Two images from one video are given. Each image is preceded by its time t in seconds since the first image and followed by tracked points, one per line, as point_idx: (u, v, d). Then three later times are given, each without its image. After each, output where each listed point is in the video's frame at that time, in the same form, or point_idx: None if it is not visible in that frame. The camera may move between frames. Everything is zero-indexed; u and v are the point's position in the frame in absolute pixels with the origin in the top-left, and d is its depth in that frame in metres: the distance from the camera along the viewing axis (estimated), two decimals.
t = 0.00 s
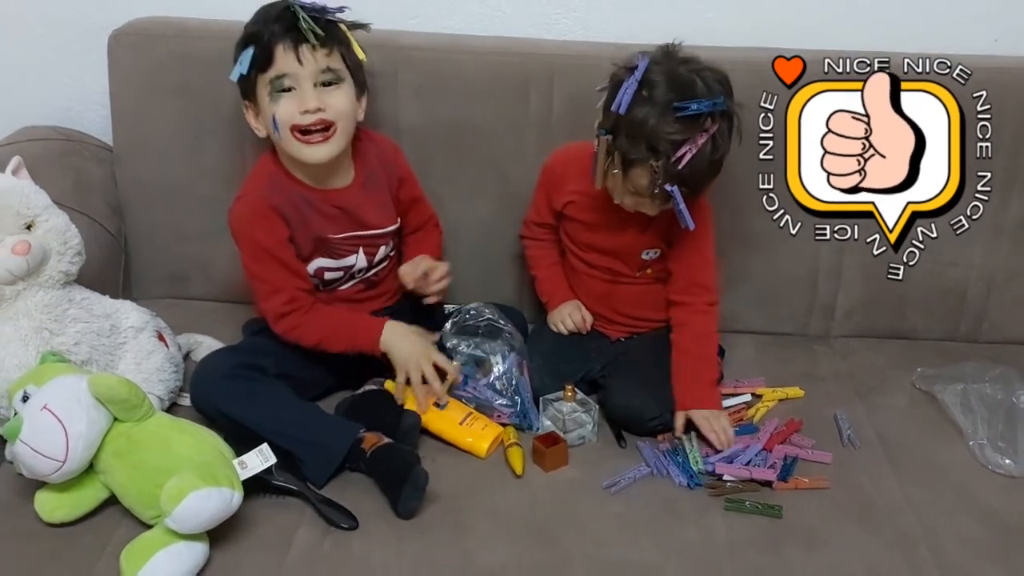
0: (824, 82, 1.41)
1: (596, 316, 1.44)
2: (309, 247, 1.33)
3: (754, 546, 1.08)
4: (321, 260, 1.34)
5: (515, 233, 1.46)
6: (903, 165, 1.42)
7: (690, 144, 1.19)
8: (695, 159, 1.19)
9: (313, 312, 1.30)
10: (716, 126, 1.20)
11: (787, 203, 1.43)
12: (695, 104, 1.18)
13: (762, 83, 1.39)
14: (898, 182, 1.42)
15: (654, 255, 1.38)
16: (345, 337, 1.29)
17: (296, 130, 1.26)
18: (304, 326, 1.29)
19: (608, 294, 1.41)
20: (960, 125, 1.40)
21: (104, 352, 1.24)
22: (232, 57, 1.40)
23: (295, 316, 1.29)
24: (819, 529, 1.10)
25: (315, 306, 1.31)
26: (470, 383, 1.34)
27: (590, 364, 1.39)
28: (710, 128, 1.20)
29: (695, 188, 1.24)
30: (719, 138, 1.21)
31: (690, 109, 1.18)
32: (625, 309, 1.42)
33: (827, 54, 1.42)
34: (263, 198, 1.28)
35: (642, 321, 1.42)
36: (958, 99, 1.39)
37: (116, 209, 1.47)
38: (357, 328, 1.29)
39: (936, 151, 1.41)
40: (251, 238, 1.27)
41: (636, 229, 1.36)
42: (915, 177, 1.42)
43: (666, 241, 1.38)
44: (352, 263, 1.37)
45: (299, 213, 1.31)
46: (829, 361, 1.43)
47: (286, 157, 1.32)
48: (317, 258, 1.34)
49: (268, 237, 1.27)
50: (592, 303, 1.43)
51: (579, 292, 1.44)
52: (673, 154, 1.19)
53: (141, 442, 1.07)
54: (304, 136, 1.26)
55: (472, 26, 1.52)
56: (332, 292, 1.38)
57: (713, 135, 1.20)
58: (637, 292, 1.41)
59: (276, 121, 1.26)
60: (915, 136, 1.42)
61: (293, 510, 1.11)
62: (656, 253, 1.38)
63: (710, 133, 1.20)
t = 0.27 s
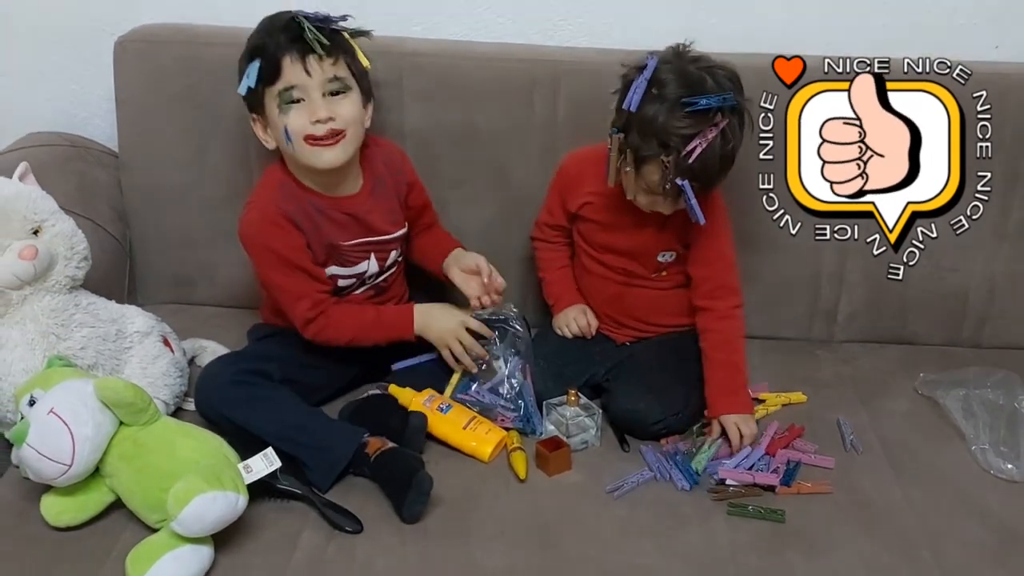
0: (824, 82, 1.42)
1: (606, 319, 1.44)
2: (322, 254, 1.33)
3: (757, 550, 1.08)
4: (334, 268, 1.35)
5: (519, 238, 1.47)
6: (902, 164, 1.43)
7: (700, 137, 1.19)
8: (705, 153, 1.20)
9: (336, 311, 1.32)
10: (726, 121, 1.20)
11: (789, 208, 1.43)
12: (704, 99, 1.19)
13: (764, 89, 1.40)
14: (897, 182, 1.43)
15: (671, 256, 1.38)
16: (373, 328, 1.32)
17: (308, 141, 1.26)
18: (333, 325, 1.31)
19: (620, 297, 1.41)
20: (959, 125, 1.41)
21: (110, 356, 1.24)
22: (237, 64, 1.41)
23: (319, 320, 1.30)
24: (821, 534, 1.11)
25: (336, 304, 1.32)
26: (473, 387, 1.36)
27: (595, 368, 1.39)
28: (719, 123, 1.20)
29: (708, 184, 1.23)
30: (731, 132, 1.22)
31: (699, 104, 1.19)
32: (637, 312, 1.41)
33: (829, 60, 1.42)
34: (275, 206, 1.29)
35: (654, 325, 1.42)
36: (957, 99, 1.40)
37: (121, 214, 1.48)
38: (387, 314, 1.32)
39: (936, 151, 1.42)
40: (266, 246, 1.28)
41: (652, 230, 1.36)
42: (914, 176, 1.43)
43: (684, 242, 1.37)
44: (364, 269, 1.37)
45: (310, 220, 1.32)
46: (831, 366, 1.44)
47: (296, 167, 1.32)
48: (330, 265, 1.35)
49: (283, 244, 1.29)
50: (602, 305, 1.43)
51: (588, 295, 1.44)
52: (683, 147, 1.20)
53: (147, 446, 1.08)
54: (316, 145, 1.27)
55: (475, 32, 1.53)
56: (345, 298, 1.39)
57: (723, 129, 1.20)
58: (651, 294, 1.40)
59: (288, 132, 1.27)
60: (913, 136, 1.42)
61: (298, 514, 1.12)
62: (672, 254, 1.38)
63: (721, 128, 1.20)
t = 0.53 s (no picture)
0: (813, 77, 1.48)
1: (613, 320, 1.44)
2: (327, 259, 1.34)
3: (758, 552, 1.09)
4: (339, 272, 1.35)
5: (520, 241, 1.47)
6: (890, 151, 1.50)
7: (711, 123, 1.21)
8: (716, 137, 1.21)
9: (330, 315, 1.32)
10: (736, 108, 1.22)
11: (789, 210, 1.43)
12: (715, 85, 1.21)
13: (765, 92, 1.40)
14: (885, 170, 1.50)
15: (681, 255, 1.39)
16: (361, 332, 1.32)
17: (331, 147, 1.27)
18: (322, 329, 1.32)
19: (627, 295, 1.42)
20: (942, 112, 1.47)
21: (112, 358, 1.25)
22: (238, 67, 1.41)
23: (311, 323, 1.31)
24: (823, 536, 1.11)
25: (330, 307, 1.33)
26: (475, 390, 1.36)
27: (597, 369, 1.39)
28: (730, 109, 1.22)
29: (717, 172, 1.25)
30: (741, 120, 1.23)
31: (710, 89, 1.21)
32: (644, 311, 1.42)
33: (829, 63, 1.43)
34: (284, 212, 1.30)
35: (660, 324, 1.43)
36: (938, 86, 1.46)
37: (123, 217, 1.49)
38: (375, 320, 1.32)
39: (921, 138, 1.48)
40: (271, 250, 1.29)
41: (663, 228, 1.37)
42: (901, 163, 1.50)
43: (694, 241, 1.38)
44: (369, 274, 1.38)
45: (318, 225, 1.32)
46: (832, 368, 1.44)
47: (307, 172, 1.33)
48: (335, 269, 1.35)
49: (288, 249, 1.29)
50: (609, 305, 1.44)
51: (594, 297, 1.45)
52: (694, 131, 1.21)
53: (149, 448, 1.08)
54: (339, 152, 1.27)
55: (476, 36, 1.53)
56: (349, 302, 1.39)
57: (734, 116, 1.22)
58: (659, 294, 1.41)
59: (310, 138, 1.27)
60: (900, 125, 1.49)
61: (300, 516, 1.12)
62: (682, 253, 1.39)
63: (731, 114, 1.22)
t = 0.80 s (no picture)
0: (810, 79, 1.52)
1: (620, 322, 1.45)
2: (330, 262, 1.34)
3: (760, 555, 1.09)
4: (342, 276, 1.36)
5: (521, 244, 1.47)
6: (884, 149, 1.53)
7: (705, 114, 1.22)
8: (712, 127, 1.22)
9: (331, 318, 1.32)
10: (732, 98, 1.23)
11: (790, 213, 1.44)
12: (710, 77, 1.22)
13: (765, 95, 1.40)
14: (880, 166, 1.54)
15: (685, 254, 1.39)
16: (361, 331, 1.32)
17: (337, 151, 1.27)
18: (322, 331, 1.31)
19: (633, 296, 1.42)
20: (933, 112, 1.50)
21: (114, 362, 1.25)
22: (239, 70, 1.41)
23: (313, 326, 1.31)
24: (824, 539, 1.11)
25: (332, 310, 1.33)
26: (476, 393, 1.36)
27: (598, 372, 1.39)
28: (726, 99, 1.22)
29: (716, 164, 1.25)
30: (738, 111, 1.24)
31: (705, 81, 1.22)
32: (650, 312, 1.42)
33: (829, 67, 1.43)
34: (289, 215, 1.30)
35: (666, 325, 1.43)
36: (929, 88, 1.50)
37: (124, 221, 1.49)
38: (376, 318, 1.32)
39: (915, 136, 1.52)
40: (275, 253, 1.29)
41: (667, 227, 1.38)
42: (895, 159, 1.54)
43: (698, 240, 1.38)
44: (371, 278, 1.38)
45: (322, 229, 1.32)
46: (832, 372, 1.44)
47: (311, 174, 1.33)
48: (337, 273, 1.36)
49: (293, 252, 1.30)
50: (616, 307, 1.44)
51: (599, 299, 1.45)
52: (689, 122, 1.22)
53: (152, 451, 1.08)
54: (345, 157, 1.27)
55: (477, 40, 1.54)
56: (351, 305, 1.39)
57: (730, 107, 1.23)
58: (665, 294, 1.41)
59: (318, 141, 1.27)
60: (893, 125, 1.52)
61: (301, 520, 1.12)
62: (687, 252, 1.39)
63: (726, 105, 1.22)
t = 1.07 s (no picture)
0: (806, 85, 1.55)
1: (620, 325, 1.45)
2: (330, 267, 1.34)
3: (759, 559, 1.08)
4: (341, 282, 1.36)
5: (521, 248, 1.47)
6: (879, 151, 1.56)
7: (677, 97, 1.24)
8: (678, 111, 1.24)
9: (329, 324, 1.32)
10: (708, 90, 1.24)
11: (790, 217, 1.44)
12: (692, 64, 1.25)
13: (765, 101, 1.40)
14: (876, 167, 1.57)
15: (684, 258, 1.39)
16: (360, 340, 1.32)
17: (333, 157, 1.27)
18: (321, 337, 1.32)
19: (633, 300, 1.42)
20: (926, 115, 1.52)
21: (114, 366, 1.25)
22: (239, 75, 1.42)
23: (311, 331, 1.31)
24: (824, 544, 1.11)
25: (330, 316, 1.33)
26: (476, 398, 1.36)
27: (598, 377, 1.40)
28: (701, 88, 1.24)
29: (689, 155, 1.25)
30: (717, 105, 1.25)
31: (685, 66, 1.25)
32: (650, 315, 1.42)
33: (829, 72, 1.43)
34: (288, 219, 1.30)
35: (666, 329, 1.43)
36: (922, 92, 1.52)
37: (124, 224, 1.49)
38: (374, 327, 1.32)
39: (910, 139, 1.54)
40: (275, 257, 1.29)
41: (666, 231, 1.37)
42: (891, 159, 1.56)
43: (696, 243, 1.38)
44: (371, 284, 1.38)
45: (322, 234, 1.32)
46: (832, 376, 1.44)
47: (311, 179, 1.33)
48: (337, 279, 1.36)
49: (293, 258, 1.30)
50: (616, 310, 1.44)
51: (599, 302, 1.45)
52: (658, 103, 1.25)
53: (151, 455, 1.08)
54: (343, 164, 1.28)
55: (477, 44, 1.54)
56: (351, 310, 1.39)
57: (707, 97, 1.24)
58: (665, 298, 1.41)
59: (315, 147, 1.27)
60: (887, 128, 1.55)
61: (301, 524, 1.12)
62: (686, 256, 1.39)
63: (703, 94, 1.24)
